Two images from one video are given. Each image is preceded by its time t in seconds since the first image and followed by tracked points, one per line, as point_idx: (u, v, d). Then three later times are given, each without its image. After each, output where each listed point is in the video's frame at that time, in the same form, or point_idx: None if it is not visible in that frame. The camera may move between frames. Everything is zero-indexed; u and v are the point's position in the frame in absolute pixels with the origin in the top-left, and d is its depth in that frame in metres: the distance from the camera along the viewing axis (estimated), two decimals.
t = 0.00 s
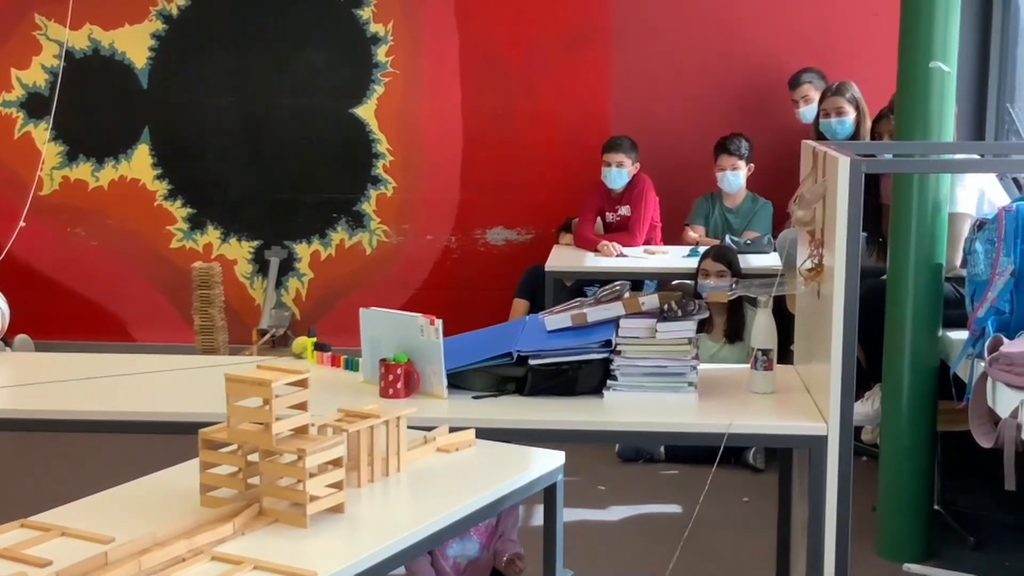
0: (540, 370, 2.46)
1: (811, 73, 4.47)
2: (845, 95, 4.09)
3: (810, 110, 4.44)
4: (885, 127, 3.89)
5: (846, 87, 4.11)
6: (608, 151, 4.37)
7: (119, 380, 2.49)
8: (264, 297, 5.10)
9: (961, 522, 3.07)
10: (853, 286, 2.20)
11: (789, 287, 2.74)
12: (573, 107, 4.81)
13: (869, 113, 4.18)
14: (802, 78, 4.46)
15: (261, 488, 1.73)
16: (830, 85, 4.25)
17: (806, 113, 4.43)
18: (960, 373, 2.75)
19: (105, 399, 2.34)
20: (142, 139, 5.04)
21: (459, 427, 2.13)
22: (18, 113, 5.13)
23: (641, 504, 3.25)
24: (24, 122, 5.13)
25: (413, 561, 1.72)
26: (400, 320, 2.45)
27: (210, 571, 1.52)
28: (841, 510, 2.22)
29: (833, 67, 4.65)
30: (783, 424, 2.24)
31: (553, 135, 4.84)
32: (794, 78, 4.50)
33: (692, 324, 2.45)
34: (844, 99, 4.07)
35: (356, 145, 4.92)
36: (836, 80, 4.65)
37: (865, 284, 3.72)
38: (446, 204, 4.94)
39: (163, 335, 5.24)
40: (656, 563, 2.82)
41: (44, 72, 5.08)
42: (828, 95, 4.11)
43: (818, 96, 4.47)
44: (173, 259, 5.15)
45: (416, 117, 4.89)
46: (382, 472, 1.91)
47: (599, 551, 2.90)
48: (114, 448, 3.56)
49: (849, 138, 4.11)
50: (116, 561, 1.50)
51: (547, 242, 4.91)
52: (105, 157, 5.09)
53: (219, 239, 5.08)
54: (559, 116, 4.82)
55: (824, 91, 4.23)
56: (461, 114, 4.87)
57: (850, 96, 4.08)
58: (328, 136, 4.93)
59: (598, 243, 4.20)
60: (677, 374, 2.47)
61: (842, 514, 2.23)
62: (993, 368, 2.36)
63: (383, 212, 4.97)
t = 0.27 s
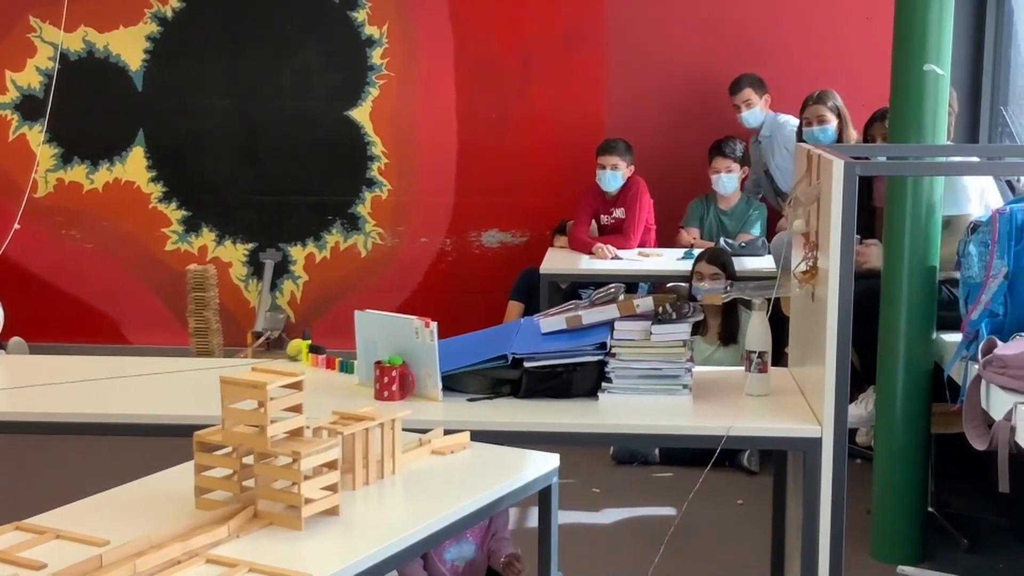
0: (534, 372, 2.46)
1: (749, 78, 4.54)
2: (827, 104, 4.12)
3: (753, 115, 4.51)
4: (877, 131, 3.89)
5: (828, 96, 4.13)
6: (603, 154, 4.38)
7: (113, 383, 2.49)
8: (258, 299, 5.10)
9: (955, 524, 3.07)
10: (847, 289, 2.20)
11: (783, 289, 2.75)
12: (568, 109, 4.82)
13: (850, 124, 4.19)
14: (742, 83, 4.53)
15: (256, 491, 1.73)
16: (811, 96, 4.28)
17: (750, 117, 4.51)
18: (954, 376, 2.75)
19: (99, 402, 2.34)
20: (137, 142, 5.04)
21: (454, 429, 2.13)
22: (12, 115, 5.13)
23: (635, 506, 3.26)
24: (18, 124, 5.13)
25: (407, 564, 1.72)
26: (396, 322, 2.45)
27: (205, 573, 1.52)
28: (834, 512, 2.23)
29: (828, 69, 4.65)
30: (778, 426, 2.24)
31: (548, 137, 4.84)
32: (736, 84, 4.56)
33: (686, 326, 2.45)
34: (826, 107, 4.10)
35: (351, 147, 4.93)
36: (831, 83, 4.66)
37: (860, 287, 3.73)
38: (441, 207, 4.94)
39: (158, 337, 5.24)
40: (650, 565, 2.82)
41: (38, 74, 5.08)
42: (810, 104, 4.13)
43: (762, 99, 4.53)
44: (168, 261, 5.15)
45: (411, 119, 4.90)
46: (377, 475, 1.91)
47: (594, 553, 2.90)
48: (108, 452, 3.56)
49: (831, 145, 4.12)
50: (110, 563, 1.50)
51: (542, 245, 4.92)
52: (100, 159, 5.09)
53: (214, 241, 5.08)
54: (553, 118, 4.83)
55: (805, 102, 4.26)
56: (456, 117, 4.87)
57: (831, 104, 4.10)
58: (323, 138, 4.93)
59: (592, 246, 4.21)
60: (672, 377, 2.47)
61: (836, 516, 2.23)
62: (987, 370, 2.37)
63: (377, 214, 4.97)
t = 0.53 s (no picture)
0: (533, 374, 2.46)
1: (725, 73, 4.54)
2: (809, 113, 4.16)
3: (729, 112, 4.54)
4: (874, 133, 3.89)
5: (810, 106, 4.16)
6: (602, 156, 4.38)
7: (111, 384, 2.49)
8: (257, 301, 5.10)
9: (953, 526, 3.08)
10: (845, 291, 2.20)
11: (781, 291, 2.75)
12: (567, 111, 4.82)
13: (834, 132, 4.21)
14: (718, 79, 4.54)
15: (254, 492, 1.73)
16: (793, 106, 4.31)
17: (726, 115, 4.53)
18: (952, 377, 2.76)
19: (98, 403, 2.34)
20: (136, 143, 5.04)
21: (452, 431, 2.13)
22: (11, 116, 5.13)
23: (633, 508, 3.26)
24: (17, 125, 5.13)
25: (406, 565, 1.72)
26: (394, 324, 2.45)
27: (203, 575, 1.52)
28: (832, 514, 2.23)
29: (826, 71, 4.66)
30: (776, 428, 2.24)
31: (547, 139, 4.85)
32: (711, 79, 4.56)
33: (684, 328, 2.45)
34: (809, 116, 4.13)
35: (350, 149, 4.93)
36: (829, 84, 4.66)
37: (858, 289, 3.73)
38: (440, 208, 4.95)
39: (157, 338, 5.24)
40: (648, 566, 2.83)
41: (37, 75, 5.08)
42: (791, 113, 4.16)
43: (737, 96, 4.55)
44: (167, 263, 5.15)
45: (410, 120, 4.90)
46: (375, 476, 1.91)
47: (593, 555, 2.90)
48: (108, 452, 3.57)
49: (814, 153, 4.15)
50: (109, 565, 1.50)
51: (540, 246, 4.92)
52: (98, 160, 5.09)
53: (212, 242, 5.08)
54: (553, 120, 4.83)
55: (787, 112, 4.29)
56: (455, 119, 4.88)
57: (813, 113, 4.14)
58: (322, 140, 4.93)
59: (591, 248, 4.21)
60: (670, 378, 2.47)
61: (834, 518, 2.23)
62: (985, 372, 2.36)
63: (376, 216, 4.97)
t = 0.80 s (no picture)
0: (533, 375, 2.46)
1: (720, 82, 4.55)
2: (796, 123, 4.13)
3: (726, 120, 4.55)
4: (874, 134, 3.88)
5: (796, 115, 4.15)
6: (603, 157, 4.38)
7: (111, 384, 2.49)
8: (258, 302, 5.10)
9: (953, 528, 3.07)
10: (846, 292, 2.20)
11: (782, 292, 2.74)
12: (567, 113, 4.82)
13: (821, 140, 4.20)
14: (714, 89, 4.54)
15: (255, 493, 1.73)
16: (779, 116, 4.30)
17: (723, 123, 4.54)
18: (953, 379, 2.75)
19: (98, 403, 2.34)
20: (136, 143, 5.04)
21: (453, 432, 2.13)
22: (12, 117, 5.14)
23: (633, 509, 3.26)
24: (18, 126, 5.13)
25: (406, 566, 1.72)
26: (395, 324, 2.45)
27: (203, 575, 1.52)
28: (833, 515, 2.23)
29: (827, 73, 4.66)
30: (777, 429, 2.24)
31: (548, 140, 4.84)
32: (707, 89, 4.57)
33: (685, 330, 2.45)
34: (795, 125, 4.10)
35: (351, 149, 4.93)
36: (830, 85, 4.66)
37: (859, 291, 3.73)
38: (440, 209, 4.94)
39: (157, 339, 5.24)
40: (648, 566, 2.83)
41: (38, 75, 5.08)
42: (779, 122, 4.14)
43: (734, 104, 4.56)
44: (168, 263, 5.15)
45: (410, 121, 4.90)
46: (375, 477, 1.91)
47: (593, 555, 2.90)
48: (107, 453, 3.57)
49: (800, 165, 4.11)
50: (108, 565, 1.50)
51: (541, 248, 4.92)
52: (99, 161, 5.09)
53: (213, 243, 5.08)
54: (554, 121, 4.83)
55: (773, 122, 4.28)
56: (456, 120, 4.88)
57: (800, 123, 4.11)
58: (323, 140, 4.93)
59: (592, 249, 4.21)
60: (671, 380, 2.47)
61: (834, 520, 2.23)
62: (986, 374, 2.36)
63: (377, 217, 4.97)
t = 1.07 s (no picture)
0: (534, 376, 2.46)
1: (732, 89, 4.53)
2: (790, 129, 4.09)
3: (737, 127, 4.51)
4: (875, 135, 3.89)
5: (791, 122, 4.12)
6: (604, 158, 4.38)
7: (113, 384, 2.49)
8: (259, 302, 5.10)
9: (954, 529, 3.07)
10: (847, 294, 2.20)
11: (784, 293, 2.74)
12: (569, 113, 4.82)
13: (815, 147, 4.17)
14: (726, 96, 4.52)
15: (256, 492, 1.73)
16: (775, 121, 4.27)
17: (734, 130, 4.51)
18: (954, 381, 2.75)
19: (100, 403, 2.34)
20: (138, 143, 5.04)
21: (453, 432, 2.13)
22: (13, 116, 5.14)
23: (634, 510, 3.26)
24: (20, 125, 5.14)
25: (406, 567, 1.72)
26: (396, 325, 2.45)
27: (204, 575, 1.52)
28: (834, 516, 2.23)
29: (828, 74, 4.65)
30: (778, 430, 2.24)
31: (549, 141, 4.84)
32: (719, 96, 4.55)
33: (686, 331, 2.45)
34: (790, 131, 4.06)
35: (352, 149, 4.93)
36: (831, 86, 4.66)
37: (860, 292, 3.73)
38: (441, 210, 4.95)
39: (158, 339, 5.24)
40: (649, 567, 2.83)
41: (40, 75, 5.08)
42: (774, 128, 4.11)
43: (746, 111, 4.53)
44: (169, 263, 5.16)
45: (412, 122, 4.90)
46: (376, 477, 1.91)
47: (594, 556, 2.91)
48: (108, 453, 3.57)
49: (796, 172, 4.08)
50: (110, 564, 1.50)
51: (542, 248, 4.92)
52: (101, 161, 5.09)
53: (214, 243, 5.08)
54: (555, 122, 4.83)
55: (768, 128, 4.26)
56: (457, 121, 4.88)
57: (794, 129, 4.08)
58: (324, 140, 4.93)
59: (593, 250, 4.21)
60: (672, 381, 2.47)
61: (835, 521, 2.23)
62: (987, 376, 2.36)
63: (378, 217, 4.97)
